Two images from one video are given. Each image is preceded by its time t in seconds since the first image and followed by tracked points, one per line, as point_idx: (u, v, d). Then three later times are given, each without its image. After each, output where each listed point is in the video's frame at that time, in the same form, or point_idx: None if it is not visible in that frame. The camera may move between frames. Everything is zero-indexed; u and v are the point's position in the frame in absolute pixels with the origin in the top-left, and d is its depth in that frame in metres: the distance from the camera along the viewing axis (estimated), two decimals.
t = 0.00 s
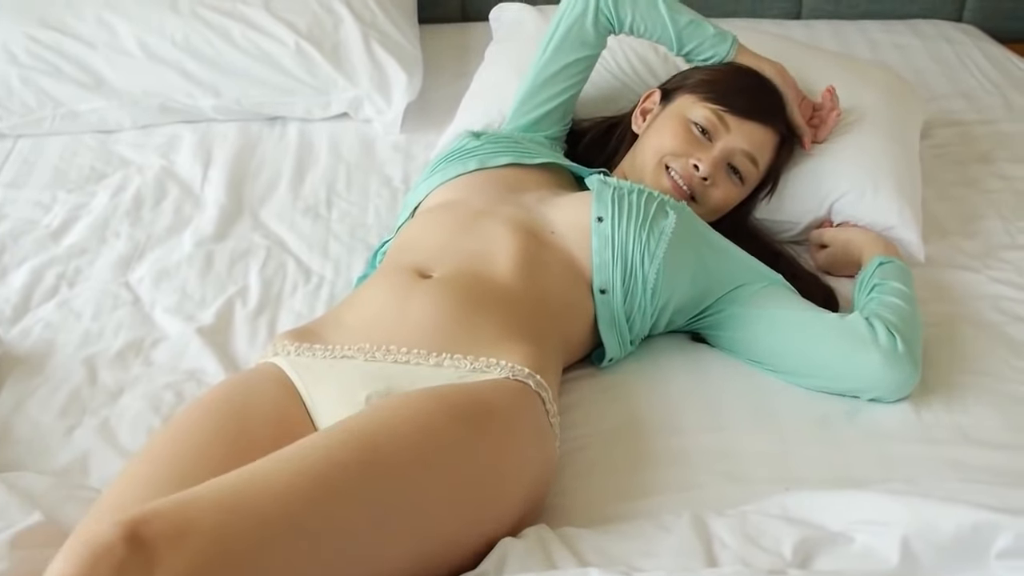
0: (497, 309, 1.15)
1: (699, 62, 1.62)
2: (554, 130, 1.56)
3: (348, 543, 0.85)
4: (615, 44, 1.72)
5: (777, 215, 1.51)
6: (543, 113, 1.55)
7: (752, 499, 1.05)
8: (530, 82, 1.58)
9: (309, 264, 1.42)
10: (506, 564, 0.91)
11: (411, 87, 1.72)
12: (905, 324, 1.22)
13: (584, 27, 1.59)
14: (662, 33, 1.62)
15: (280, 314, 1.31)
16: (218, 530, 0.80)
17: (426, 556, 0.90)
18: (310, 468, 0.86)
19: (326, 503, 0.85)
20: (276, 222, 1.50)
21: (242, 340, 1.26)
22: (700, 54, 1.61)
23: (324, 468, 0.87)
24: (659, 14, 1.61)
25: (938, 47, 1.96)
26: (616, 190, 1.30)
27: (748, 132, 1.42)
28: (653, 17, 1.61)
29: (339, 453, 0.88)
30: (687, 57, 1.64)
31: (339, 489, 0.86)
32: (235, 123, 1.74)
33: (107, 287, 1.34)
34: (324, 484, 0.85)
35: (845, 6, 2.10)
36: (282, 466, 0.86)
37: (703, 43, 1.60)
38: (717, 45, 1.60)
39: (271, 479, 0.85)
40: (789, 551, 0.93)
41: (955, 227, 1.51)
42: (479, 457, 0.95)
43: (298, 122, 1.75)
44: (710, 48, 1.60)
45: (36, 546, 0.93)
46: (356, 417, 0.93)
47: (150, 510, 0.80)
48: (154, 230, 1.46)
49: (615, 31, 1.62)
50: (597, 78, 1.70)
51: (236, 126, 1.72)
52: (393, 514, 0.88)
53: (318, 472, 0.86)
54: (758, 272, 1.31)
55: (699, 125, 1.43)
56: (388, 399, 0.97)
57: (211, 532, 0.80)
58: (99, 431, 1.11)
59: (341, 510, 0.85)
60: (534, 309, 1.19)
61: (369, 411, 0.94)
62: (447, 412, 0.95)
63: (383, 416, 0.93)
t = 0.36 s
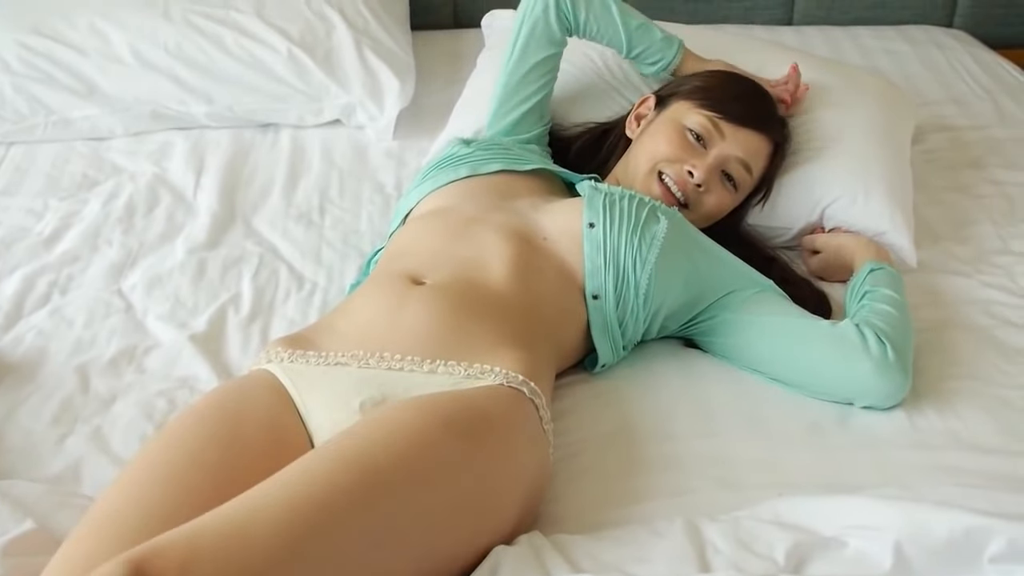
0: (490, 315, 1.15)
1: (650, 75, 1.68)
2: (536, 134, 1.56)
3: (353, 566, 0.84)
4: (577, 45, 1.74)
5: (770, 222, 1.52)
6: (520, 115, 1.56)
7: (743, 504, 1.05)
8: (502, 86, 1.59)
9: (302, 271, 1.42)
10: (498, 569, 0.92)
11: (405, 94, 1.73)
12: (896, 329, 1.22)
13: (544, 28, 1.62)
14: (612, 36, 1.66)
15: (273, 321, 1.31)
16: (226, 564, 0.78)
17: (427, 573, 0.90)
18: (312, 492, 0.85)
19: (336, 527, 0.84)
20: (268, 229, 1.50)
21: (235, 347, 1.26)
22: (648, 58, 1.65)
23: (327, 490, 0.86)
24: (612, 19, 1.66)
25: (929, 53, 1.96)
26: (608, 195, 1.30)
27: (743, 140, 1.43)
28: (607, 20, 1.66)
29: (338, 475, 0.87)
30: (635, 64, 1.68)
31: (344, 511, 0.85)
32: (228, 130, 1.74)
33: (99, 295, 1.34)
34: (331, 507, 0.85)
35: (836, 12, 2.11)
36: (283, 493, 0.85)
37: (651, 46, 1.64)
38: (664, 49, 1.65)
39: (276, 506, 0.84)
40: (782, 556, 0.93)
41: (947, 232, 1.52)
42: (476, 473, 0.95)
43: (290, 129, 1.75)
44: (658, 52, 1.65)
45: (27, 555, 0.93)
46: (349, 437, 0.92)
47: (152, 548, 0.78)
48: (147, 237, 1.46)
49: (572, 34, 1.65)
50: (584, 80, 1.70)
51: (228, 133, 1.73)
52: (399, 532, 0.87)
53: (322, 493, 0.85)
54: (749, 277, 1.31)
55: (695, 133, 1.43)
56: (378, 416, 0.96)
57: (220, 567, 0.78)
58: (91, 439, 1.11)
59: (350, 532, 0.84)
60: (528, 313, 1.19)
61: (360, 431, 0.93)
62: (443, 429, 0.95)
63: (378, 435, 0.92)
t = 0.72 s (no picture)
0: (484, 319, 1.15)
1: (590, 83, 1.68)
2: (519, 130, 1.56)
3: None
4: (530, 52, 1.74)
5: (767, 225, 1.52)
6: (496, 116, 1.56)
7: (738, 507, 1.05)
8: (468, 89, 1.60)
9: (297, 275, 1.42)
10: (493, 571, 0.92)
11: (399, 99, 1.73)
12: (890, 332, 1.23)
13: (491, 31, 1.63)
14: (553, 41, 1.66)
15: (269, 325, 1.31)
16: None
17: None
18: (310, 521, 0.84)
19: (341, 553, 0.82)
20: (263, 233, 1.50)
21: (230, 351, 1.26)
22: (587, 63, 1.65)
23: (326, 514, 0.84)
24: (553, 22, 1.66)
25: (923, 56, 1.97)
26: (601, 198, 1.30)
27: (741, 146, 1.43)
28: (548, 23, 1.66)
29: (334, 500, 0.86)
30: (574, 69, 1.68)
31: (345, 537, 0.83)
32: (222, 135, 1.74)
33: (94, 299, 1.33)
34: (332, 533, 0.83)
35: (830, 15, 2.11)
36: (282, 522, 0.84)
37: (591, 52, 1.64)
38: (604, 57, 1.64)
39: (275, 539, 0.82)
40: (778, 559, 0.93)
41: (941, 235, 1.52)
42: (470, 490, 0.93)
43: (285, 133, 1.76)
44: (597, 59, 1.64)
45: (22, 559, 0.93)
46: (337, 461, 0.91)
47: None
48: (141, 242, 1.46)
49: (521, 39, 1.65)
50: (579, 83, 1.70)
51: (223, 138, 1.73)
52: (403, 545, 0.86)
53: (322, 519, 0.84)
54: (742, 281, 1.31)
55: (695, 138, 1.44)
56: (364, 437, 0.94)
57: None
58: (86, 443, 1.11)
59: (354, 556, 0.83)
60: (522, 315, 1.19)
61: (348, 453, 0.92)
62: (435, 447, 0.93)
63: (368, 458, 0.91)
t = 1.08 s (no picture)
0: (475, 321, 1.15)
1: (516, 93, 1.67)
2: (483, 135, 1.54)
3: None
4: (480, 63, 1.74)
5: (758, 228, 1.52)
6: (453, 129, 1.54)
7: (730, 508, 1.06)
8: (416, 121, 1.58)
9: (290, 278, 1.41)
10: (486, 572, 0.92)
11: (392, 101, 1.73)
12: (882, 333, 1.23)
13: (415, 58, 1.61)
14: (471, 57, 1.64)
15: (262, 328, 1.31)
16: None
17: None
18: (308, 538, 0.83)
19: (340, 573, 0.82)
20: (256, 236, 1.50)
21: (223, 354, 1.26)
22: (511, 70, 1.64)
23: (325, 528, 0.84)
24: (465, 38, 1.64)
25: (915, 57, 1.97)
26: (593, 199, 1.30)
27: (734, 148, 1.43)
28: (460, 40, 1.64)
29: (331, 516, 0.86)
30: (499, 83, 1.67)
31: (343, 554, 0.83)
32: (215, 137, 1.74)
33: (86, 303, 1.33)
34: (330, 551, 0.83)
35: (823, 17, 2.12)
36: (281, 538, 0.84)
37: (511, 60, 1.63)
38: (525, 63, 1.64)
39: (274, 558, 0.82)
40: (771, 560, 0.93)
41: (934, 236, 1.52)
42: (466, 500, 0.93)
43: (278, 136, 1.76)
44: (521, 67, 1.64)
45: (14, 563, 0.93)
46: (332, 474, 0.90)
47: None
48: (134, 245, 1.46)
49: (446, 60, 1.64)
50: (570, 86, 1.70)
51: (216, 141, 1.72)
52: (402, 558, 0.87)
53: (321, 533, 0.84)
54: (735, 282, 1.31)
55: (687, 140, 1.44)
56: (359, 447, 0.94)
57: None
58: (79, 447, 1.11)
59: (353, 575, 0.83)
60: (514, 317, 1.19)
61: (343, 465, 0.91)
62: (431, 459, 0.93)
63: (365, 468, 0.91)
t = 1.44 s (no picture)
0: (463, 324, 1.15)
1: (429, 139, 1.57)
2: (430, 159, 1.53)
3: None
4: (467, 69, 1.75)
5: (747, 229, 1.53)
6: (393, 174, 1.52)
7: (719, 509, 1.06)
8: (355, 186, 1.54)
9: (280, 282, 1.41)
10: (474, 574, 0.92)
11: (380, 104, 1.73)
12: (870, 333, 1.23)
13: (317, 162, 1.48)
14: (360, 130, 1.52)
15: (251, 331, 1.31)
16: None
17: None
18: (303, 544, 0.84)
19: None
20: (245, 240, 1.49)
21: (211, 358, 1.26)
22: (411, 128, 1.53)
23: (319, 534, 0.85)
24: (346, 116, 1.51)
25: (902, 59, 1.98)
26: (580, 201, 1.30)
27: (723, 150, 1.44)
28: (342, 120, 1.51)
29: (325, 525, 0.85)
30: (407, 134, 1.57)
31: (339, 561, 0.83)
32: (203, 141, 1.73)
33: (75, 307, 1.33)
34: (323, 561, 0.83)
35: (810, 19, 2.12)
36: (276, 543, 0.84)
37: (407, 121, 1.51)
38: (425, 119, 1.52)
39: (270, 565, 0.82)
40: (760, 561, 0.93)
41: (921, 237, 1.53)
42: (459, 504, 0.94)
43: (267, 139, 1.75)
44: (424, 132, 1.46)
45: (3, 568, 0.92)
46: (324, 481, 0.90)
47: None
48: (122, 250, 1.45)
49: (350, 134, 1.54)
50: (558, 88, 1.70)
51: (205, 144, 1.72)
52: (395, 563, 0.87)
53: (315, 539, 0.84)
54: (724, 282, 1.32)
55: (676, 142, 1.44)
56: (350, 454, 0.93)
57: None
58: (67, 451, 1.11)
59: None
60: (502, 318, 1.19)
61: (333, 473, 0.91)
62: (423, 465, 0.93)
63: (358, 473, 0.91)
